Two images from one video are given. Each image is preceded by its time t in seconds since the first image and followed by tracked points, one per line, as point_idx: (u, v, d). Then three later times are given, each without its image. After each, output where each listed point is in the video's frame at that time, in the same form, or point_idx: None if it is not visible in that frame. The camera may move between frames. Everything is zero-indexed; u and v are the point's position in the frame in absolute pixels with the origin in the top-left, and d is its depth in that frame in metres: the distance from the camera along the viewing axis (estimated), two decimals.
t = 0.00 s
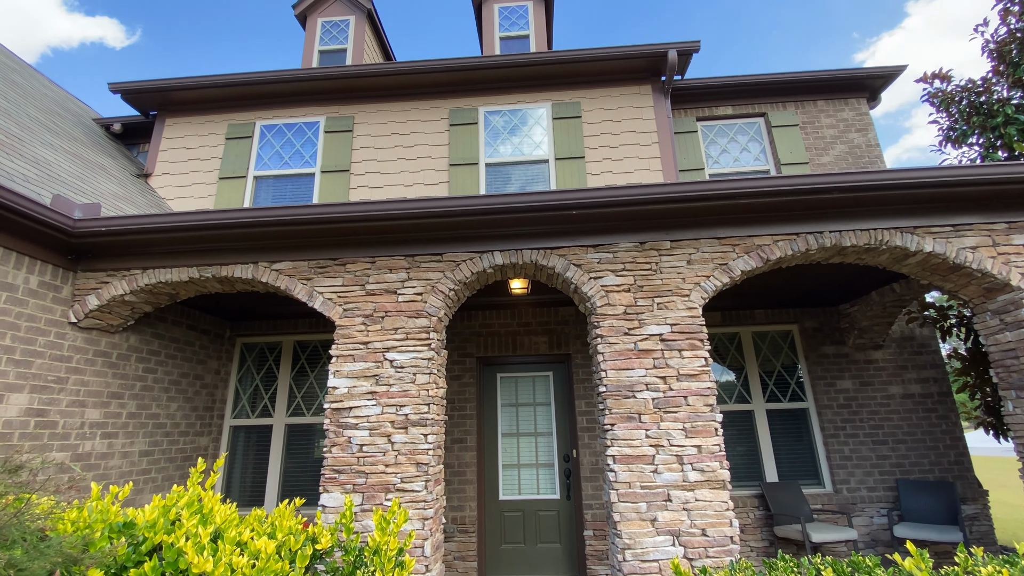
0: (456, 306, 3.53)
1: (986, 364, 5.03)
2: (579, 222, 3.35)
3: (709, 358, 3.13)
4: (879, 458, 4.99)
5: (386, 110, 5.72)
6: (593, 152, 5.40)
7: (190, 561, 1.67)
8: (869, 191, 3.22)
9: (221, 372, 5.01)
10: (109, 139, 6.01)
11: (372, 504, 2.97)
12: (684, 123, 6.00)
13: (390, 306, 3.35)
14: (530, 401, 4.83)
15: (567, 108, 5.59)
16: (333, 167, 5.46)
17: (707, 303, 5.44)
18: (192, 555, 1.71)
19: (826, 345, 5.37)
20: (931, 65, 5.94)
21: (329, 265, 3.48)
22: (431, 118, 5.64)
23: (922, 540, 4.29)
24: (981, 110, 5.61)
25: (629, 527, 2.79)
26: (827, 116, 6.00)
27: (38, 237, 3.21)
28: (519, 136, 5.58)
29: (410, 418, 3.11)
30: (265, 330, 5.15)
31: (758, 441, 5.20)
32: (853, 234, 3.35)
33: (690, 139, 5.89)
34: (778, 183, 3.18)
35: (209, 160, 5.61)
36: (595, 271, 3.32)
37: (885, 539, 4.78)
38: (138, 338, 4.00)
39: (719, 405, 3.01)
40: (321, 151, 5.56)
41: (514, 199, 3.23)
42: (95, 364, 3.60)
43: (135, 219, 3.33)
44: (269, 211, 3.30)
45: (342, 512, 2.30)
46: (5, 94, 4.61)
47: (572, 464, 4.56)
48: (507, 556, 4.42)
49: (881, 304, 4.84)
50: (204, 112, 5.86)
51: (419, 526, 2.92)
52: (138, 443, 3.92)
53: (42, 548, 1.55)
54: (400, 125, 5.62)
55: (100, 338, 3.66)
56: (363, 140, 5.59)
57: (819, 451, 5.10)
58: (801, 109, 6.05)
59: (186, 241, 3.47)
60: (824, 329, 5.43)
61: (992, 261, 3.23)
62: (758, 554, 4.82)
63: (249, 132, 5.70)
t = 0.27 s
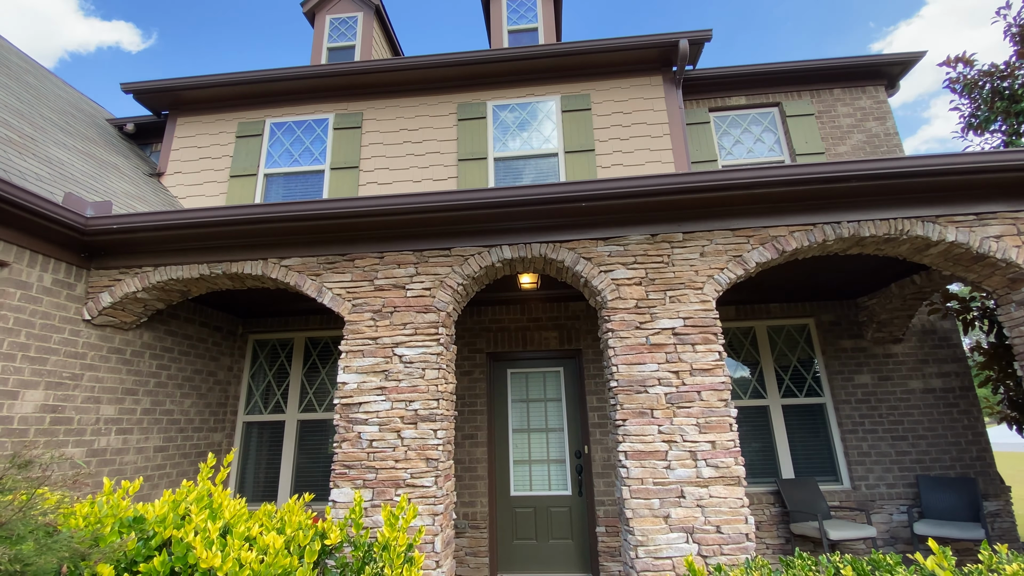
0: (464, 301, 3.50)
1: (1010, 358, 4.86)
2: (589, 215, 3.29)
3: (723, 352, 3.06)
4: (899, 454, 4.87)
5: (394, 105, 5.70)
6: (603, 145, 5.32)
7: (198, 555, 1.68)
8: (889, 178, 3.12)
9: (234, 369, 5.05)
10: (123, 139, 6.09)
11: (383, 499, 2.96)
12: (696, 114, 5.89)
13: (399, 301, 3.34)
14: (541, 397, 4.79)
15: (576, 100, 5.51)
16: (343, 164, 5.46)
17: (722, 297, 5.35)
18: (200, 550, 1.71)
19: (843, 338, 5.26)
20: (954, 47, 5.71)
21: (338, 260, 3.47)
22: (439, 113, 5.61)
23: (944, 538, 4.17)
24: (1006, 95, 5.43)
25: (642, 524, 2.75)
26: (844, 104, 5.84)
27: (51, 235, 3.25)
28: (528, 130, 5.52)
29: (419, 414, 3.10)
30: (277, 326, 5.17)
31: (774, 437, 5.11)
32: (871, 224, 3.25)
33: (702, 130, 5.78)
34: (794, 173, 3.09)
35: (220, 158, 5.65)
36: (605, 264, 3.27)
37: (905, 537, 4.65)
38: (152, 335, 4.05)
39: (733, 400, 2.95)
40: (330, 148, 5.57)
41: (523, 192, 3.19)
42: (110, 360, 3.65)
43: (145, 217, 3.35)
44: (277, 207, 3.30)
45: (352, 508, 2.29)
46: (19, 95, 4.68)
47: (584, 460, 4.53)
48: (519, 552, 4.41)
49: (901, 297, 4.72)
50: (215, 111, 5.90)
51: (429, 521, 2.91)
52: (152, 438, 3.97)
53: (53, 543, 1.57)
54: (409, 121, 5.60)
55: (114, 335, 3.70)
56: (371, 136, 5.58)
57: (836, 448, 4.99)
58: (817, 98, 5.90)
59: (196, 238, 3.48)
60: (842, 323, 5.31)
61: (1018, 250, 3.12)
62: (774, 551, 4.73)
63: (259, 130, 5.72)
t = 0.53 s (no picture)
0: (471, 287, 3.43)
1: None
2: (598, 198, 3.19)
3: (736, 338, 2.97)
4: (915, 443, 4.76)
5: (398, 90, 5.60)
6: (612, 128, 5.19)
7: (199, 545, 1.63)
8: (912, 156, 2.98)
9: (242, 358, 5.04)
10: (127, 129, 6.05)
11: (390, 488, 2.93)
12: (708, 95, 5.72)
13: (404, 288, 3.27)
14: (549, 385, 4.73)
15: (584, 82, 5.37)
16: (347, 151, 5.38)
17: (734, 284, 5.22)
18: (201, 538, 1.67)
19: (859, 325, 5.13)
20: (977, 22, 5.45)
21: (341, 247, 3.41)
22: (444, 98, 5.50)
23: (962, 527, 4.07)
24: None
25: (653, 513, 2.69)
26: (862, 83, 5.64)
27: (53, 223, 3.23)
28: (534, 113, 5.39)
29: (426, 401, 3.04)
30: (283, 315, 5.14)
31: (787, 425, 5.01)
32: (894, 204, 3.11)
33: (714, 112, 5.61)
34: (812, 151, 2.96)
35: (225, 146, 5.60)
36: (615, 248, 3.17)
37: (921, 526, 4.55)
38: (157, 323, 4.03)
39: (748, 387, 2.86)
40: (334, 135, 5.49)
41: (529, 174, 3.09)
42: (115, 349, 3.64)
43: (146, 204, 3.31)
44: (279, 192, 3.24)
45: (357, 497, 2.25)
46: (21, 83, 4.64)
47: (593, 448, 4.47)
48: (528, 540, 4.38)
49: (920, 282, 4.58)
50: (218, 98, 5.83)
51: (437, 510, 2.87)
52: (160, 427, 3.97)
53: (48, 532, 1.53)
54: (413, 106, 5.50)
55: (119, 324, 3.69)
56: (375, 122, 5.49)
57: (851, 436, 4.89)
58: (834, 77, 5.70)
59: (199, 224, 3.44)
60: (858, 309, 5.18)
61: None
62: (786, 540, 4.66)
63: (263, 117, 5.65)
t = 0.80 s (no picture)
0: (472, 263, 3.30)
1: None
2: (606, 168, 3.04)
3: (750, 314, 2.84)
4: (928, 422, 4.66)
5: (396, 62, 5.38)
6: (619, 99, 4.98)
7: (187, 528, 1.55)
8: (940, 120, 2.80)
9: (241, 338, 4.96)
10: (119, 104, 5.88)
11: (391, 468, 2.86)
12: (719, 65, 5.47)
13: (403, 263, 3.15)
14: (554, 364, 4.64)
15: (590, 51, 5.13)
16: (344, 125, 5.20)
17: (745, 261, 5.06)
18: (190, 520, 1.59)
19: (873, 303, 4.98)
20: None
21: (338, 221, 3.27)
22: (444, 69, 5.28)
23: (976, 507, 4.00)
24: None
25: (662, 494, 2.60)
26: (880, 51, 5.37)
27: (39, 197, 3.11)
28: (538, 85, 5.17)
29: (427, 380, 2.95)
30: (283, 294, 5.03)
31: (795, 404, 4.92)
32: (918, 172, 2.95)
33: (726, 83, 5.37)
34: (834, 116, 2.78)
35: (219, 121, 5.43)
36: (623, 221, 3.03)
37: (931, 506, 4.48)
38: (153, 302, 3.95)
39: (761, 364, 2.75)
40: (331, 108, 5.30)
41: (533, 143, 2.93)
42: (109, 328, 3.56)
43: (134, 177, 3.18)
44: (271, 164, 3.10)
45: (356, 478, 2.17)
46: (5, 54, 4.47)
47: (598, 428, 4.40)
48: (532, 520, 4.34)
49: (938, 257, 4.41)
50: (211, 72, 5.64)
51: (439, 490, 2.80)
52: (159, 407, 3.91)
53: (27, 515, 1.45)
54: (412, 77, 5.29)
55: (112, 303, 3.60)
56: (373, 95, 5.29)
57: (862, 415, 4.79)
58: (851, 45, 5.43)
59: (190, 199, 3.31)
60: (871, 286, 5.03)
61: None
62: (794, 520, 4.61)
63: (257, 90, 5.46)
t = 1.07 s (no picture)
0: (469, 232, 3.11)
1: None
2: (613, 127, 2.81)
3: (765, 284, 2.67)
4: (937, 397, 4.55)
5: (387, 19, 5.05)
6: (625, 60, 4.68)
7: (155, 516, 1.41)
8: (978, 73, 2.57)
9: (231, 312, 4.79)
10: (96, 67, 5.55)
11: (385, 447, 2.73)
12: (730, 25, 5.13)
13: (395, 231, 2.95)
14: (554, 339, 4.49)
15: (594, 7, 4.80)
16: (333, 88, 4.91)
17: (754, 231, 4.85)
18: (159, 507, 1.45)
19: (885, 275, 4.81)
20: None
21: (325, 186, 3.06)
22: (438, 27, 4.95)
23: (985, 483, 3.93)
24: None
25: (670, 472, 2.49)
26: (901, 9, 5.05)
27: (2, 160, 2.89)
28: (539, 44, 4.86)
29: (422, 354, 2.80)
30: (273, 267, 4.84)
31: (802, 379, 4.80)
32: (949, 132, 2.73)
33: (738, 43, 5.06)
34: (863, 68, 2.54)
35: (201, 84, 5.13)
36: (631, 185, 2.82)
37: (938, 481, 4.42)
38: (134, 275, 3.76)
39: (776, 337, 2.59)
40: (319, 70, 4.99)
41: (534, 100, 2.69)
42: (88, 301, 3.38)
43: (105, 138, 2.95)
44: (251, 123, 2.86)
45: (345, 457, 2.03)
46: None
47: (599, 403, 4.29)
48: (533, 495, 4.28)
49: (956, 227, 4.23)
50: (190, 31, 5.29)
51: (435, 468, 2.68)
52: (145, 383, 3.77)
53: None
54: (405, 36, 4.96)
55: (90, 274, 3.42)
56: (363, 55, 4.98)
57: (869, 390, 4.69)
58: (871, 2, 5.10)
59: (166, 162, 3.08)
60: (883, 258, 4.85)
61: None
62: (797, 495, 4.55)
63: (240, 50, 5.13)
